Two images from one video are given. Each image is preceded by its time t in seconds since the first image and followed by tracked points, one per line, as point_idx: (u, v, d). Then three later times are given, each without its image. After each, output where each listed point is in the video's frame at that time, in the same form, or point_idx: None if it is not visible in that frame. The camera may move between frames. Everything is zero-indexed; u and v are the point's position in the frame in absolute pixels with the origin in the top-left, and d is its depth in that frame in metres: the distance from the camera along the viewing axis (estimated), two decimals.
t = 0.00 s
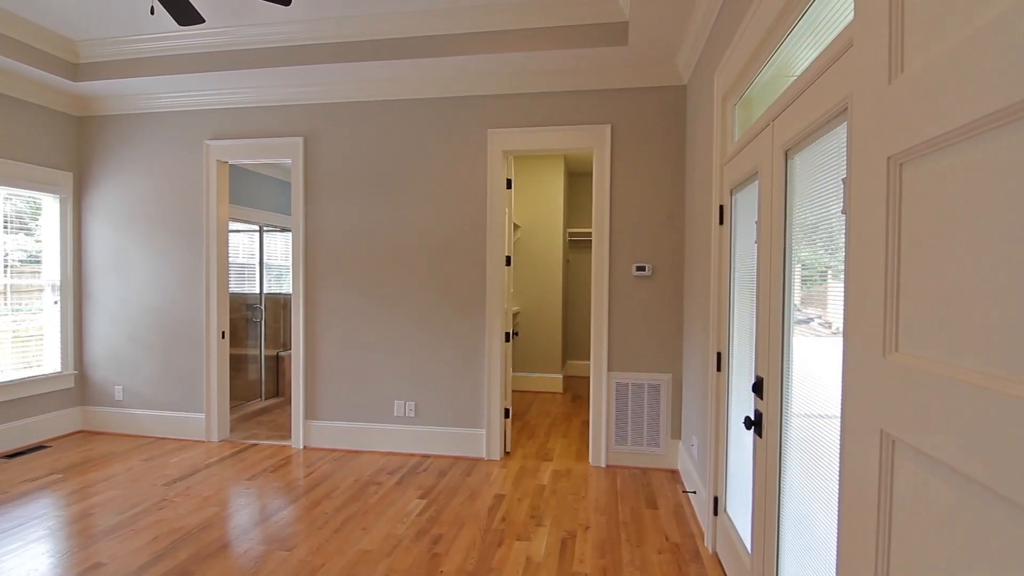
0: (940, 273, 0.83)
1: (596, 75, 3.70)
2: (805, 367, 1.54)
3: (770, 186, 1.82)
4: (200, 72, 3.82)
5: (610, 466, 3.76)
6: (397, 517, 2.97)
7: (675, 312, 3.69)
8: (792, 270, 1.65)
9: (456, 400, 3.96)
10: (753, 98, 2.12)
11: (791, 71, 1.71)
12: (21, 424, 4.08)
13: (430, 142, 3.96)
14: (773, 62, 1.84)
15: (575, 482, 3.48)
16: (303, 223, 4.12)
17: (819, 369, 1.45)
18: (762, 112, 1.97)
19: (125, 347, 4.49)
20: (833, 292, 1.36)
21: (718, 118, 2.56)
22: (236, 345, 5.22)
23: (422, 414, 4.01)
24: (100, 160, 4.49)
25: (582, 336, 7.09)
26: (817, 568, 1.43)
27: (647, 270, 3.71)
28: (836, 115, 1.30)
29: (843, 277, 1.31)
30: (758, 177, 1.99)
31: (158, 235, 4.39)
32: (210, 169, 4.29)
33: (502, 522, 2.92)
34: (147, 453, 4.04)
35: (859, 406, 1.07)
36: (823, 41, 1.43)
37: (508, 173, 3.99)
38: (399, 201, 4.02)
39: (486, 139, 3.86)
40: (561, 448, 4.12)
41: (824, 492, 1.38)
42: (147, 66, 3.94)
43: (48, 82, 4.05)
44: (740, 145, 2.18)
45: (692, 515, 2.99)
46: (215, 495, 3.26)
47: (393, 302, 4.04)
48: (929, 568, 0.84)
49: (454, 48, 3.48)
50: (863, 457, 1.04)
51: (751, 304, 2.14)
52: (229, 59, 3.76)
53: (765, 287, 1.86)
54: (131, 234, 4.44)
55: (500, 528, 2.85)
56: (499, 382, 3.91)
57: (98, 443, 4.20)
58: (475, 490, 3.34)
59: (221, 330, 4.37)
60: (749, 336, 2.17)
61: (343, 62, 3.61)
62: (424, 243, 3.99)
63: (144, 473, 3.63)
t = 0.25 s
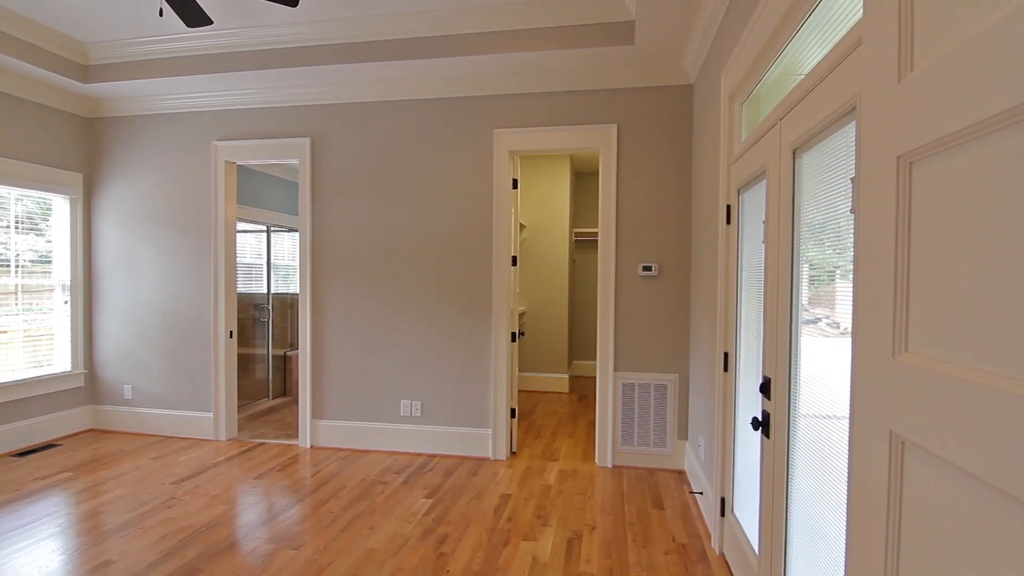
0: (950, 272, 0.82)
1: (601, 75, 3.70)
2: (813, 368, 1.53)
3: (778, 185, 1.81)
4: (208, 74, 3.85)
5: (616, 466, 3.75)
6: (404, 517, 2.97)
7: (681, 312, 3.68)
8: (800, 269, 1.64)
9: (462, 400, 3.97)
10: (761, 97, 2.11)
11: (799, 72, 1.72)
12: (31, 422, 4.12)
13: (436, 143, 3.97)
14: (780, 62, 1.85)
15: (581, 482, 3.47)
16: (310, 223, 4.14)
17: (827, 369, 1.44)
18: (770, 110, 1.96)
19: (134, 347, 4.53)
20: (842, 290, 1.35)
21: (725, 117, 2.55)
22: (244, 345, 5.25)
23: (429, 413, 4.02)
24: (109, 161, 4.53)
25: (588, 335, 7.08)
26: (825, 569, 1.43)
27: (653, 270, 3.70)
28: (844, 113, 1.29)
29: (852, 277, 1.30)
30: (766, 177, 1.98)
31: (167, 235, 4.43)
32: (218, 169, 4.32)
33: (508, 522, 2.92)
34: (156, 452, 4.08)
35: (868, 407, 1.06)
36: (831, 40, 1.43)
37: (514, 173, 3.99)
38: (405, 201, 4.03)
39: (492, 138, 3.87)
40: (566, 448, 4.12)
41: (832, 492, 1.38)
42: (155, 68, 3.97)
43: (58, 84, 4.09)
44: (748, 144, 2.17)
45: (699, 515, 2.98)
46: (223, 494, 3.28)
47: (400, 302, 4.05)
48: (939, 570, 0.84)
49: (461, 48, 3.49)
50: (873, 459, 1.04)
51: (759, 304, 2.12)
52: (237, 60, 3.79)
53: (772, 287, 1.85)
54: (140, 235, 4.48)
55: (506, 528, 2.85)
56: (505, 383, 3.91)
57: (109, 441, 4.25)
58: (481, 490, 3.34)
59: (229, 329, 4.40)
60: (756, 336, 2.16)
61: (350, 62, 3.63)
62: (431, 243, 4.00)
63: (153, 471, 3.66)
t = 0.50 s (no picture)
0: (962, 271, 0.81)
1: (608, 74, 3.69)
2: (821, 370, 1.53)
3: (786, 185, 1.80)
4: (217, 75, 3.88)
5: (622, 467, 3.74)
6: (411, 516, 2.98)
7: (690, 313, 3.67)
8: (808, 272, 1.63)
9: (469, 400, 3.97)
10: (769, 96, 2.10)
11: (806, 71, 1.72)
12: (43, 421, 4.18)
13: (443, 143, 3.98)
14: (787, 63, 1.85)
15: (588, 483, 3.47)
16: (317, 224, 4.16)
17: (835, 370, 1.43)
18: (777, 110, 1.96)
19: (144, 346, 4.58)
20: (850, 293, 1.35)
21: (733, 116, 2.54)
22: (252, 344, 5.29)
23: (436, 413, 4.03)
24: (118, 162, 4.58)
25: (595, 335, 7.07)
26: (833, 571, 1.42)
27: (660, 270, 3.68)
28: (853, 113, 1.28)
29: (860, 278, 1.30)
30: (774, 177, 1.97)
31: (176, 236, 4.47)
32: (226, 170, 4.35)
33: (515, 522, 2.92)
34: (165, 450, 4.12)
35: (878, 407, 1.05)
36: (838, 41, 1.43)
37: (521, 173, 4.00)
38: (412, 201, 4.04)
39: (499, 138, 3.87)
40: (573, 449, 4.13)
41: (842, 495, 1.37)
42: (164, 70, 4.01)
43: (68, 86, 4.13)
44: (756, 144, 2.16)
45: (708, 517, 2.97)
46: (231, 493, 3.31)
47: (406, 302, 4.07)
48: (949, 572, 0.83)
49: (468, 48, 3.49)
50: (883, 459, 1.03)
51: (767, 304, 2.12)
52: (246, 62, 3.82)
53: (780, 288, 1.84)
54: (150, 235, 4.52)
55: (514, 528, 2.85)
56: (512, 383, 3.91)
57: (119, 440, 4.30)
58: (488, 490, 3.35)
59: (238, 330, 4.43)
60: (764, 338, 2.15)
61: (358, 63, 3.64)
62: (438, 244, 4.01)
63: (163, 470, 3.69)
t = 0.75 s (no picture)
0: (973, 270, 0.80)
1: (615, 73, 3.69)
2: (831, 370, 1.51)
3: (795, 184, 1.79)
4: (226, 77, 3.91)
5: (630, 468, 3.73)
6: (418, 515, 2.99)
7: (698, 313, 3.65)
8: (818, 271, 1.62)
9: (477, 400, 3.98)
10: (778, 95, 2.08)
11: (815, 68, 1.70)
12: (56, 419, 4.23)
13: (450, 143, 3.99)
14: (796, 60, 1.83)
15: (595, 483, 3.46)
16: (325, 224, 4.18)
17: (845, 371, 1.42)
18: (786, 108, 1.94)
19: (155, 346, 4.62)
20: (859, 292, 1.34)
21: (741, 115, 2.52)
22: (261, 344, 5.32)
23: (443, 413, 4.04)
24: (129, 164, 4.63)
25: (602, 335, 7.05)
26: (843, 573, 1.41)
27: (668, 270, 3.67)
28: (864, 111, 1.27)
29: (871, 277, 1.28)
30: (783, 176, 1.96)
31: (186, 236, 4.51)
32: (236, 171, 4.39)
33: (522, 522, 2.92)
34: (175, 449, 4.15)
35: (888, 408, 1.04)
36: (848, 38, 1.41)
37: (528, 173, 4.00)
38: (419, 201, 4.06)
39: (506, 138, 3.88)
40: (581, 449, 4.12)
41: (852, 495, 1.36)
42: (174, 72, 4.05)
43: (80, 88, 4.18)
44: (764, 143, 2.15)
45: (716, 518, 2.95)
46: (240, 491, 3.34)
47: (414, 302, 4.08)
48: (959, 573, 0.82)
49: (475, 48, 3.50)
50: (894, 461, 1.02)
51: (775, 304, 2.10)
52: (255, 63, 3.85)
53: (790, 288, 1.83)
54: (160, 236, 4.57)
55: (521, 528, 2.85)
56: (519, 383, 3.91)
57: (130, 439, 4.35)
58: (495, 490, 3.35)
59: (247, 329, 4.46)
60: (773, 338, 2.14)
61: (365, 64, 3.66)
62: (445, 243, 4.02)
63: (173, 468, 3.73)
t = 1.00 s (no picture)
0: (988, 268, 0.79)
1: (622, 72, 3.68)
2: (841, 371, 1.50)
3: (805, 184, 1.77)
4: (235, 78, 3.94)
5: (638, 468, 3.72)
6: (426, 515, 3.00)
7: (707, 313, 3.63)
8: (828, 270, 1.61)
9: (484, 400, 3.99)
10: (787, 93, 2.06)
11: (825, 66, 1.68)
12: (67, 418, 4.28)
13: (457, 143, 4.00)
14: (806, 59, 1.81)
15: (602, 483, 3.46)
16: (333, 224, 4.20)
17: (855, 372, 1.41)
18: (796, 107, 1.92)
19: (165, 346, 4.67)
20: (870, 292, 1.33)
21: (750, 114, 2.50)
22: (270, 344, 5.36)
23: (450, 413, 4.05)
24: (140, 165, 4.68)
25: (610, 336, 7.04)
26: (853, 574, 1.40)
27: (676, 270, 3.66)
28: (875, 110, 1.26)
29: (881, 277, 1.27)
30: (792, 175, 1.94)
31: (196, 237, 4.55)
32: (245, 171, 4.42)
33: (529, 522, 2.92)
34: (185, 448, 4.20)
35: (900, 409, 1.03)
36: (859, 36, 1.40)
37: (535, 173, 4.00)
38: (427, 201, 4.07)
39: (513, 138, 3.88)
40: (588, 449, 4.12)
41: (863, 498, 1.34)
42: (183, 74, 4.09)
43: (91, 90, 4.23)
44: (774, 142, 2.13)
45: (725, 519, 2.94)
46: (249, 490, 3.36)
47: (421, 302, 4.09)
48: None
49: (482, 49, 3.50)
50: (906, 462, 1.01)
51: (785, 305, 2.09)
52: (263, 65, 3.87)
53: (799, 288, 1.82)
54: (170, 237, 4.61)
55: (528, 528, 2.85)
56: (526, 383, 3.91)
57: (141, 437, 4.39)
58: (503, 490, 3.35)
59: (255, 329, 4.49)
60: (782, 338, 2.12)
61: (373, 65, 3.68)
62: (452, 243, 4.03)
63: (183, 467, 3.76)
